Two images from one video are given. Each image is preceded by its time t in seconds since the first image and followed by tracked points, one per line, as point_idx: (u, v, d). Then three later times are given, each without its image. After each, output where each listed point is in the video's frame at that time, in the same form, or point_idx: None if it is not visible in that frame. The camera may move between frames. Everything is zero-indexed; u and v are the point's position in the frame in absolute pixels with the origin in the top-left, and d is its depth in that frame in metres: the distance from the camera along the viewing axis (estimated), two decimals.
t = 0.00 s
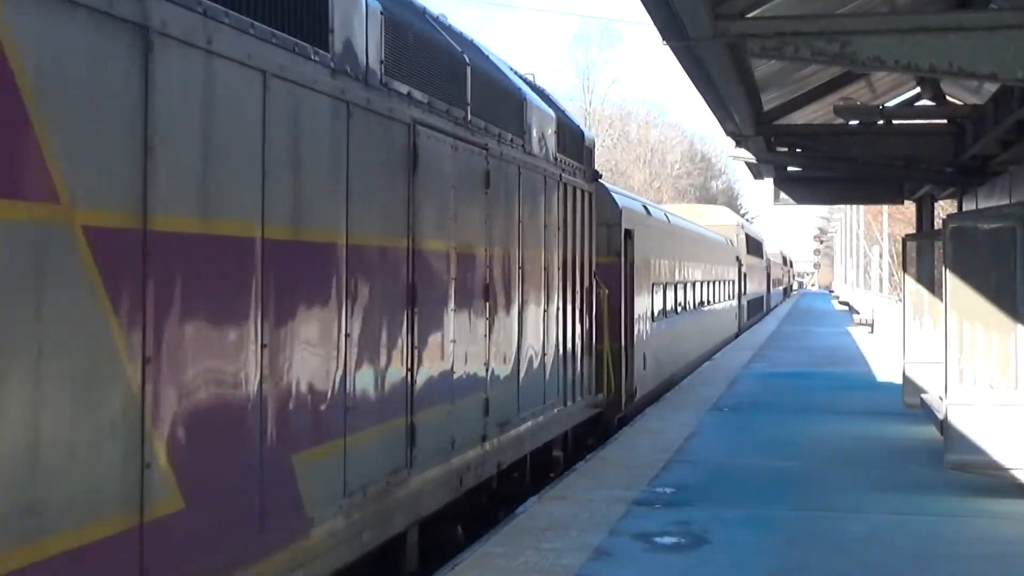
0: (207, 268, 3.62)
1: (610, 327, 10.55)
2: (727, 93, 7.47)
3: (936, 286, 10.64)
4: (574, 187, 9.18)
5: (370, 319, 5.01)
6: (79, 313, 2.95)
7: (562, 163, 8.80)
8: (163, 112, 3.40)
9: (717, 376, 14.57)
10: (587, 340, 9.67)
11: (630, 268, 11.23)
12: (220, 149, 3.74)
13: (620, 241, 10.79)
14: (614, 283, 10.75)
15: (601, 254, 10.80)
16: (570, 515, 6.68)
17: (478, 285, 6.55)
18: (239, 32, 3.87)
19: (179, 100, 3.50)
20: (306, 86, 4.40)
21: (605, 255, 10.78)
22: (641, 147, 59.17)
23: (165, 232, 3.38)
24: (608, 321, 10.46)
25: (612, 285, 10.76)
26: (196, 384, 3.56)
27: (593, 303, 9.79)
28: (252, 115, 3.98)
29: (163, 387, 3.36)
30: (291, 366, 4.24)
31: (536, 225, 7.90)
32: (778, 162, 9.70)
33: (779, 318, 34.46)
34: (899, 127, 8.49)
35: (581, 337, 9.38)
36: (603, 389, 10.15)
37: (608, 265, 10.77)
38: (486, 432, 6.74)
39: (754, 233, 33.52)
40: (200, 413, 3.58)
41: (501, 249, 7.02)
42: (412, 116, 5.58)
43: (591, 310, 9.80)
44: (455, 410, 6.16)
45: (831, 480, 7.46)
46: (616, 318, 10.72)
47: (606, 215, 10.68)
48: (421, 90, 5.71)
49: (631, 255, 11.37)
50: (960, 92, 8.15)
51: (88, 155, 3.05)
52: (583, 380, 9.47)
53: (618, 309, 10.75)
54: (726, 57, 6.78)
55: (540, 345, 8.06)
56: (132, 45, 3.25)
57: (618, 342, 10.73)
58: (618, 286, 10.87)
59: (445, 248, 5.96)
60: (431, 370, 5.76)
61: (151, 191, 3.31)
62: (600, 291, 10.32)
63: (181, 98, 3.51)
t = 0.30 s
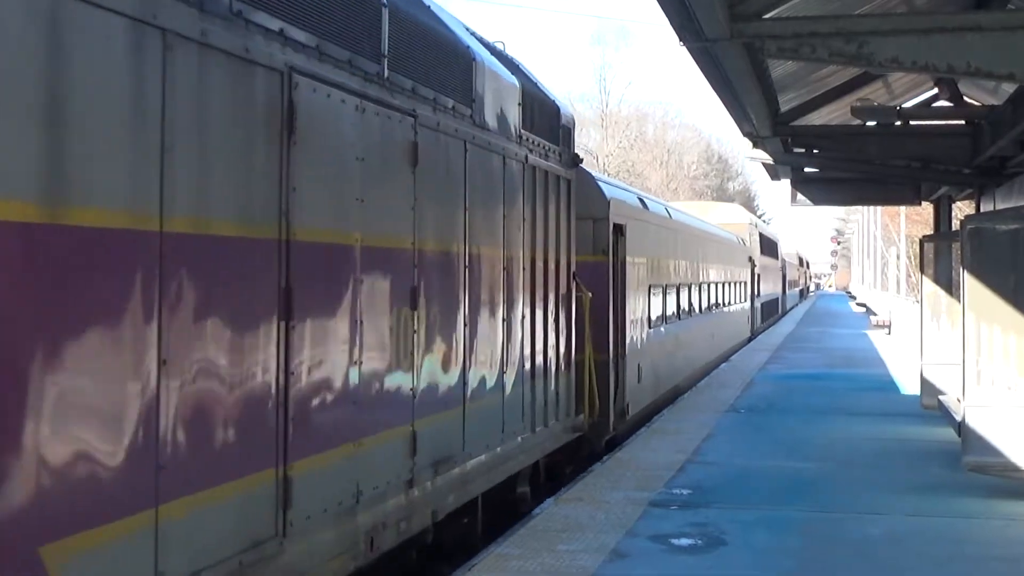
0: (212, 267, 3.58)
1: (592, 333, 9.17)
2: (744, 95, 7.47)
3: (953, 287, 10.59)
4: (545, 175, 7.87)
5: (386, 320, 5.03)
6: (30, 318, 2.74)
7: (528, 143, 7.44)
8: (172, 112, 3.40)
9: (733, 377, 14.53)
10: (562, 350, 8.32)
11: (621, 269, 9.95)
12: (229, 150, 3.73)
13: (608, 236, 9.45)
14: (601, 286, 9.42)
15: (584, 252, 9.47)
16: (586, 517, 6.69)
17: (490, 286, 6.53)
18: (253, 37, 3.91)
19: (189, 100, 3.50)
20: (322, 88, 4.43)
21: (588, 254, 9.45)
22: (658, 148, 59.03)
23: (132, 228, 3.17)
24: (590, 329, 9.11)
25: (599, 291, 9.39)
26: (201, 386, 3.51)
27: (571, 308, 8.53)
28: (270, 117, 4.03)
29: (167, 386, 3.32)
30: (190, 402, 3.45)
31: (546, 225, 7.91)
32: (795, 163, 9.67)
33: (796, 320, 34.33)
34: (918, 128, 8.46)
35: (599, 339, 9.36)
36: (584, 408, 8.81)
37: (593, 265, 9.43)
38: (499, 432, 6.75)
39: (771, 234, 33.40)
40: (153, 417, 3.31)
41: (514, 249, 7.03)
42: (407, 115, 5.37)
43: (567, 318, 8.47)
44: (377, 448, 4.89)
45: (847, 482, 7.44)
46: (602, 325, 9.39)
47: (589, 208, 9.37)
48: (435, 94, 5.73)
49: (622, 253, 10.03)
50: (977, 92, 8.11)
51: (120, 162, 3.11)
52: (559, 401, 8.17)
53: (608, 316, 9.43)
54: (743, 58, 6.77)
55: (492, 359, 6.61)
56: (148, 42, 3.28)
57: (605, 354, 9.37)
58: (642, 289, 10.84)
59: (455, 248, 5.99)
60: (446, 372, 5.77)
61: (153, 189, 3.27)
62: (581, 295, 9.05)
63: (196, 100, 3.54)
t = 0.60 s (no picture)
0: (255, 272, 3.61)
1: (534, 360, 6.97)
2: (763, 97, 7.48)
3: (972, 289, 10.52)
4: (499, 154, 6.30)
5: (420, 322, 5.07)
6: (69, 330, 2.70)
7: (479, 114, 6.00)
8: (218, 118, 3.44)
9: (751, 379, 14.49)
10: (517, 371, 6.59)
11: (601, 272, 8.56)
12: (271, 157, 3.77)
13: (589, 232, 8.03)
14: (576, 291, 8.04)
15: (553, 250, 8.02)
16: (604, 519, 6.70)
17: (514, 289, 6.52)
18: (293, 44, 3.95)
19: (234, 107, 3.53)
20: (357, 94, 4.45)
21: (560, 252, 8.01)
22: (675, 150, 58.87)
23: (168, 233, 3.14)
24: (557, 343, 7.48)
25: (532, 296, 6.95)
26: (248, 388, 3.56)
27: (537, 316, 7.03)
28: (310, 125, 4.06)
29: (213, 389, 3.35)
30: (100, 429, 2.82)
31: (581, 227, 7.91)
32: (813, 164, 9.63)
33: (814, 321, 34.13)
34: (938, 129, 8.41)
35: (627, 340, 9.36)
36: (553, 435, 7.35)
37: (565, 265, 8.00)
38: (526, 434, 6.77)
39: (788, 236, 33.20)
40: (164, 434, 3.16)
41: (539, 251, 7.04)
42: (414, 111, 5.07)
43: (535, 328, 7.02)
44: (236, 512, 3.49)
45: (867, 484, 7.42)
46: (576, 335, 8.12)
47: (561, 199, 7.98)
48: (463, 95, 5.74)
49: (607, 252, 8.61)
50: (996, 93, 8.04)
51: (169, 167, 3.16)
52: (524, 427, 6.75)
53: (584, 325, 8.09)
54: (762, 60, 6.78)
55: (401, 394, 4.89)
56: (195, 50, 3.32)
57: (581, 369, 8.07)
58: (657, 288, 10.87)
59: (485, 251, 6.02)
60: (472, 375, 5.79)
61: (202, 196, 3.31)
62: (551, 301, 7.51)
63: (240, 106, 3.58)
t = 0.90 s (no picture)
0: (280, 277, 3.63)
1: (461, 386, 5.43)
2: (776, 99, 7.44)
3: (986, 293, 10.48)
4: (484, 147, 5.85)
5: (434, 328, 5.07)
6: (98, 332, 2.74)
7: (388, 68, 4.63)
8: (247, 125, 3.45)
9: (764, 382, 14.47)
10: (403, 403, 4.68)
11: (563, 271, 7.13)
12: (297, 164, 3.78)
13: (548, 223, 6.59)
14: (527, 295, 6.56)
15: (491, 245, 6.57)
16: (617, 522, 6.71)
17: (526, 293, 6.54)
18: (320, 53, 3.97)
19: (262, 115, 3.55)
20: (375, 99, 4.47)
21: (506, 247, 6.55)
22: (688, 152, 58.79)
23: (188, 238, 3.10)
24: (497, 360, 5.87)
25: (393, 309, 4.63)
26: (275, 396, 3.58)
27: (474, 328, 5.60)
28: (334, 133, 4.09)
29: (241, 397, 3.36)
30: None
31: (597, 231, 7.85)
32: (827, 167, 9.62)
33: (827, 324, 34.03)
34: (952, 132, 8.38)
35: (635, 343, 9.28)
36: (491, 476, 5.79)
37: (511, 263, 6.55)
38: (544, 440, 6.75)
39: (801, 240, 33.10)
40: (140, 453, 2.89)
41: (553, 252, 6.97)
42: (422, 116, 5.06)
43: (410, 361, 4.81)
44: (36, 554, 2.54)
45: (881, 488, 7.39)
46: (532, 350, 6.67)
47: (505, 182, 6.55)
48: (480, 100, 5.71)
49: (572, 249, 7.28)
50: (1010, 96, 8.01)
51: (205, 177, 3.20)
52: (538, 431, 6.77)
53: (539, 337, 6.60)
54: (775, 62, 6.76)
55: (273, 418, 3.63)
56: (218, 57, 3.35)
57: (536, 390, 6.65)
58: (668, 289, 10.81)
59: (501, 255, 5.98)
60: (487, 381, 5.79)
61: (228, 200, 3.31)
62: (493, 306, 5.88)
63: (270, 115, 3.62)
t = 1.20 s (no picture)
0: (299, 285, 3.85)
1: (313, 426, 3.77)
2: (777, 107, 7.65)
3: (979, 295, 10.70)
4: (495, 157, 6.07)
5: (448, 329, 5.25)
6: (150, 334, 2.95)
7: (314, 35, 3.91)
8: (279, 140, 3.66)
9: (762, 381, 14.68)
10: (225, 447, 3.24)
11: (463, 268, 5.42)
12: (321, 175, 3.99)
13: (478, 212, 5.46)
14: (448, 300, 5.44)
15: (404, 242, 5.46)
16: (621, 516, 6.93)
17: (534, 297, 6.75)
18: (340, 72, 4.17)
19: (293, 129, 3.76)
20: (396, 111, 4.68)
21: (426, 242, 5.43)
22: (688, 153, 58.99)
23: (228, 243, 3.31)
24: (407, 387, 4.51)
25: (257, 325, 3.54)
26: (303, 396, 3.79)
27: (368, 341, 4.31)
28: (360, 143, 4.26)
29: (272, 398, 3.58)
30: None
31: (595, 236, 8.05)
32: (825, 174, 9.82)
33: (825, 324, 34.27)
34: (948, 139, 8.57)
35: (632, 345, 9.48)
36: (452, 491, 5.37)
37: (429, 260, 5.44)
38: (546, 439, 6.97)
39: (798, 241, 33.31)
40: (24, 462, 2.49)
41: (560, 253, 7.11)
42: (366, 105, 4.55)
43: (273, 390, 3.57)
44: None
45: (878, 484, 7.60)
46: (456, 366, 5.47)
47: (408, 165, 5.45)
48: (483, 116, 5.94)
49: (511, 244, 6.18)
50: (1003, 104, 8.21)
51: (249, 186, 3.41)
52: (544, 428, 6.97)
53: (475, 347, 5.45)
54: (775, 71, 6.96)
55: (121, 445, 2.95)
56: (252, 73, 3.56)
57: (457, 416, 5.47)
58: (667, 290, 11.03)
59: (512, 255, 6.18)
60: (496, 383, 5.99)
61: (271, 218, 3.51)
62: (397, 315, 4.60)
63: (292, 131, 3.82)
